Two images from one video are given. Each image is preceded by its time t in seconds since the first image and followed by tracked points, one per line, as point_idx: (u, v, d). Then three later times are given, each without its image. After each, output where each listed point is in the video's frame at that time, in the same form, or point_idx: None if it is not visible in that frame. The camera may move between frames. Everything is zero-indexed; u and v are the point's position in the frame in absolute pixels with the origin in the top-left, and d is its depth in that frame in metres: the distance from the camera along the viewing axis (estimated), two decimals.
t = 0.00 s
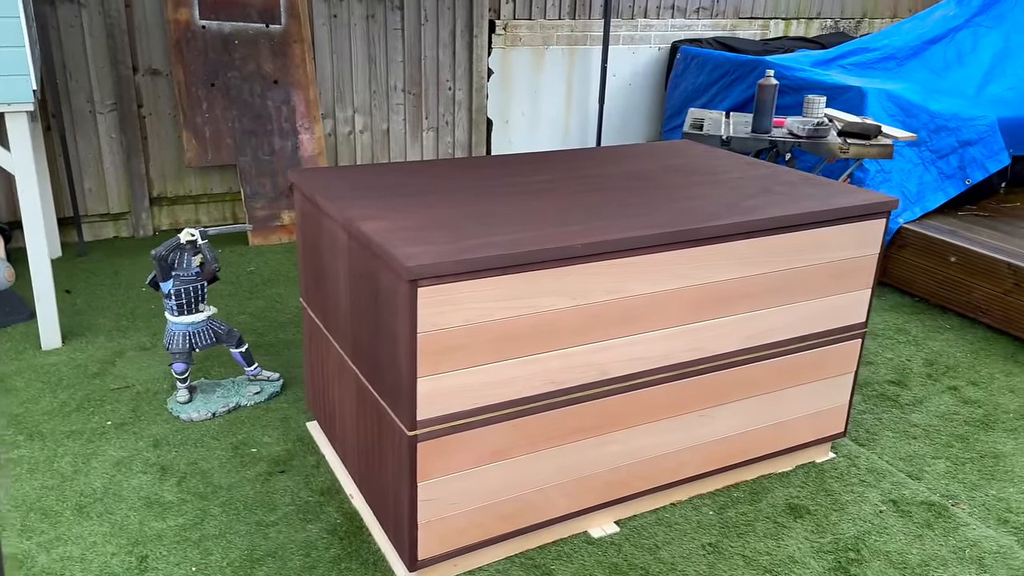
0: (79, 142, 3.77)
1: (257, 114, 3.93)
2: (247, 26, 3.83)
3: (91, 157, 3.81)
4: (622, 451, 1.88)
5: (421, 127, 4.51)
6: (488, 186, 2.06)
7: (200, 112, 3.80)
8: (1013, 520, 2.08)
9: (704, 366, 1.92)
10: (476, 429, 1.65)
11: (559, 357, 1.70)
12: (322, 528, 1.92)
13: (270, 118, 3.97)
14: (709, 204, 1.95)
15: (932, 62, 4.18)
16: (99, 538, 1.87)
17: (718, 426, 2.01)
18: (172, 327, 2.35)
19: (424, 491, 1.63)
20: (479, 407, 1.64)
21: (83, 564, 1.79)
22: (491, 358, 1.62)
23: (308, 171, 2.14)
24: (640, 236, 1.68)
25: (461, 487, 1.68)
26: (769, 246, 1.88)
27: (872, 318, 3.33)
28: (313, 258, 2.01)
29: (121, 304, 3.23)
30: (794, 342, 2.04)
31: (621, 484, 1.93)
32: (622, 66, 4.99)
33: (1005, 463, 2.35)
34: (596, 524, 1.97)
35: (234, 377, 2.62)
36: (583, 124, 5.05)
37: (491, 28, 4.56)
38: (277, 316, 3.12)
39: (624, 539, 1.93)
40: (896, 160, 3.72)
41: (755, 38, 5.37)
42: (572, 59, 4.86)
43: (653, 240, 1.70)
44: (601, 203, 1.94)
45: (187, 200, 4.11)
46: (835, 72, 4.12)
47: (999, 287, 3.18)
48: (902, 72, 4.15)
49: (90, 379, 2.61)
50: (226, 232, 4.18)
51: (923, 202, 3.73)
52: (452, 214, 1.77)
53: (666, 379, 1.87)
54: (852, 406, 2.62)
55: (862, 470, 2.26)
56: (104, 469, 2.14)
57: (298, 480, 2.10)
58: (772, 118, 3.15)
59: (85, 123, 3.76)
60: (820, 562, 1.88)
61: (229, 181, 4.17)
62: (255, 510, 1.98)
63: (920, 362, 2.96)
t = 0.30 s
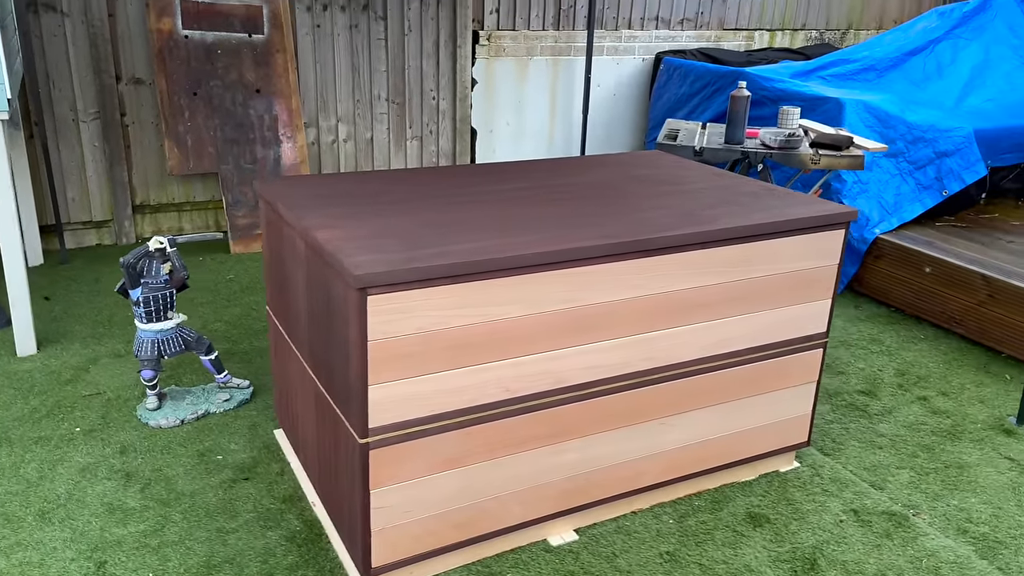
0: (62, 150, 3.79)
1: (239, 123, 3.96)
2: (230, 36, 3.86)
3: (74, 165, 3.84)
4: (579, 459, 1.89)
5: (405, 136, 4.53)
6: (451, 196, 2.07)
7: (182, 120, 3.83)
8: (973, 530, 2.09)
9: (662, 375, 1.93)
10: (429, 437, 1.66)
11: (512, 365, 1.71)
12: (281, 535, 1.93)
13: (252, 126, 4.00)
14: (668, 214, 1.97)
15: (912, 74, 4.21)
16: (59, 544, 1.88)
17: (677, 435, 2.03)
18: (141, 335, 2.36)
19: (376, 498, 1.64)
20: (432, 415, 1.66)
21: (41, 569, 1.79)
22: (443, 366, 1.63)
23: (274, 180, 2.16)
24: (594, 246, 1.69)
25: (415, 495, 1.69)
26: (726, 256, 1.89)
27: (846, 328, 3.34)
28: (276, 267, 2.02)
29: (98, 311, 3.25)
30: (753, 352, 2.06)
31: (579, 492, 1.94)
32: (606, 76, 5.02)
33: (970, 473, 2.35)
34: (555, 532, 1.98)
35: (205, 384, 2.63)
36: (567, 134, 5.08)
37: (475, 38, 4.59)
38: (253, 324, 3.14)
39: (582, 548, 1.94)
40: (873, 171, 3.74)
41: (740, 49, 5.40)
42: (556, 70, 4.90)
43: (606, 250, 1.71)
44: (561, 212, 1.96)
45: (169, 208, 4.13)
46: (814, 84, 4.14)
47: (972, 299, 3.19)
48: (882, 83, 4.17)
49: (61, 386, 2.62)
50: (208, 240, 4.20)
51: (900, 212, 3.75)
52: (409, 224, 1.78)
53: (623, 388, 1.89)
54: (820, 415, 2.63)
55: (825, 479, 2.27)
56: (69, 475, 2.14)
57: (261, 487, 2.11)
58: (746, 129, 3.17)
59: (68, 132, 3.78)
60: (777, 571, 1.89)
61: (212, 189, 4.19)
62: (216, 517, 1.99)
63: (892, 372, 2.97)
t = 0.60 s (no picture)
0: (59, 161, 3.84)
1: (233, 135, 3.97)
2: (224, 48, 3.83)
3: (71, 175, 3.89)
4: (553, 466, 1.92)
5: (398, 147, 4.58)
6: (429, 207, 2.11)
7: (177, 131, 3.93)
8: (946, 538, 2.10)
9: (635, 384, 1.97)
10: (402, 444, 1.69)
11: (485, 373, 1.75)
12: (261, 541, 1.97)
13: (247, 138, 4.03)
14: (642, 225, 2.01)
15: (900, 86, 4.25)
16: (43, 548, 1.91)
17: (652, 442, 2.06)
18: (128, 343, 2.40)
19: (351, 504, 1.67)
20: (405, 422, 1.69)
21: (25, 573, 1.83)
22: (416, 374, 1.66)
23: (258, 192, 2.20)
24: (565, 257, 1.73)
25: (389, 501, 1.72)
26: (697, 267, 1.93)
27: (831, 337, 3.37)
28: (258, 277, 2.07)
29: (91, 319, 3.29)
30: (727, 361, 2.09)
31: (554, 498, 1.97)
32: (598, 87, 5.07)
33: (947, 481, 2.36)
34: (531, 538, 2.01)
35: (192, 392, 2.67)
36: (560, 144, 5.13)
37: (468, 50, 4.65)
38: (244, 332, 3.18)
39: (557, 554, 1.97)
40: (859, 181, 3.79)
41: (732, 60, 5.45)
42: (548, 81, 4.95)
43: (577, 260, 1.75)
44: (536, 223, 1.99)
45: (165, 217, 4.17)
46: (803, 95, 4.17)
47: (955, 307, 3.21)
48: (870, 95, 4.20)
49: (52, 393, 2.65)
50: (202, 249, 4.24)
51: (886, 222, 3.79)
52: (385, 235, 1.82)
53: (597, 396, 1.92)
54: (800, 424, 2.65)
55: (801, 487, 2.29)
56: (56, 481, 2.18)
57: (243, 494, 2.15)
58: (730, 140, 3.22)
59: (65, 143, 3.84)
60: None
61: (207, 199, 4.24)
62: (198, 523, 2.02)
63: (874, 380, 2.99)
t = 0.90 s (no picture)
0: (54, 167, 3.86)
1: (227, 139, 4.07)
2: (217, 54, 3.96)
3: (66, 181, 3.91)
4: (536, 466, 1.94)
5: (392, 151, 4.60)
6: (413, 210, 2.13)
7: (171, 137, 3.96)
8: (929, 535, 2.10)
9: (616, 384, 1.98)
10: (383, 444, 1.71)
11: (466, 374, 1.76)
12: (247, 541, 1.99)
13: (240, 142, 4.10)
14: (623, 226, 2.02)
15: (891, 86, 4.25)
16: (30, 550, 1.93)
17: (634, 441, 2.07)
18: (118, 346, 2.42)
19: (332, 504, 1.69)
20: (387, 422, 1.70)
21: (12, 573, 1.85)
22: (397, 375, 1.68)
23: (245, 197, 2.22)
24: (544, 258, 1.75)
25: (370, 501, 1.74)
26: (677, 267, 1.95)
27: (821, 338, 3.38)
28: (244, 281, 2.09)
29: (85, 323, 3.31)
30: (709, 361, 2.10)
31: (537, 498, 1.98)
32: (591, 91, 5.10)
33: (931, 480, 2.36)
34: (514, 537, 2.03)
35: (183, 395, 2.69)
36: (554, 147, 5.14)
37: (461, 54, 4.67)
38: (236, 336, 3.20)
39: (540, 553, 1.99)
40: (850, 183, 3.80)
41: (725, 63, 5.47)
42: (541, 85, 4.97)
43: (557, 261, 1.76)
44: (518, 225, 2.01)
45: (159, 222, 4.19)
46: (793, 97, 4.18)
47: (944, 307, 3.22)
48: (861, 96, 4.22)
49: (44, 397, 2.67)
50: (196, 254, 4.26)
51: (876, 223, 3.80)
52: (367, 238, 1.84)
53: (578, 396, 1.94)
54: (786, 424, 2.67)
55: (786, 486, 2.31)
56: (45, 483, 2.20)
57: (231, 495, 2.17)
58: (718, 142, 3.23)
59: (60, 149, 3.86)
60: None
61: (202, 204, 4.26)
62: (185, 523, 2.04)
63: (862, 380, 3.00)
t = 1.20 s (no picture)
0: (53, 172, 3.88)
1: (224, 143, 4.10)
2: (213, 58, 4.00)
3: (65, 186, 3.93)
4: (531, 462, 1.96)
5: (389, 152, 4.62)
6: (407, 211, 2.15)
7: (168, 141, 3.97)
8: (923, 528, 2.11)
9: (611, 380, 2.00)
10: (379, 442, 1.72)
11: (460, 372, 1.78)
12: (246, 540, 2.00)
13: (237, 146, 4.13)
14: (616, 224, 2.04)
15: (885, 83, 4.26)
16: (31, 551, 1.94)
17: (629, 437, 2.09)
18: (116, 349, 2.43)
19: (328, 502, 1.70)
20: (383, 420, 1.72)
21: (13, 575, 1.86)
22: (391, 374, 1.69)
23: (240, 199, 2.24)
24: (536, 256, 1.76)
25: (367, 498, 1.75)
26: (669, 264, 1.96)
27: (817, 334, 3.39)
28: (240, 282, 2.11)
29: (84, 327, 3.33)
30: (702, 357, 2.12)
31: (533, 494, 2.00)
32: (587, 90, 5.11)
33: (926, 473, 2.37)
34: (511, 534, 2.04)
35: (182, 398, 2.71)
36: (551, 147, 5.16)
37: (457, 56, 4.68)
38: (235, 338, 3.22)
39: (537, 549, 2.00)
40: (844, 179, 3.82)
41: (721, 62, 5.49)
42: (538, 86, 4.99)
43: (549, 259, 1.78)
44: (512, 224, 2.03)
45: (158, 226, 4.22)
46: (788, 94, 4.19)
47: (939, 301, 3.23)
48: (855, 93, 4.23)
49: (44, 401, 2.69)
50: (195, 258, 4.28)
51: (871, 219, 3.82)
52: (361, 238, 1.86)
53: (573, 393, 1.95)
54: (782, 418, 2.68)
55: (781, 481, 2.32)
56: (45, 486, 2.21)
57: (229, 496, 2.19)
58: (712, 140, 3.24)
59: (58, 155, 3.88)
60: (725, 569, 1.94)
61: (200, 208, 4.28)
62: (184, 524, 2.06)
63: (858, 375, 3.01)
